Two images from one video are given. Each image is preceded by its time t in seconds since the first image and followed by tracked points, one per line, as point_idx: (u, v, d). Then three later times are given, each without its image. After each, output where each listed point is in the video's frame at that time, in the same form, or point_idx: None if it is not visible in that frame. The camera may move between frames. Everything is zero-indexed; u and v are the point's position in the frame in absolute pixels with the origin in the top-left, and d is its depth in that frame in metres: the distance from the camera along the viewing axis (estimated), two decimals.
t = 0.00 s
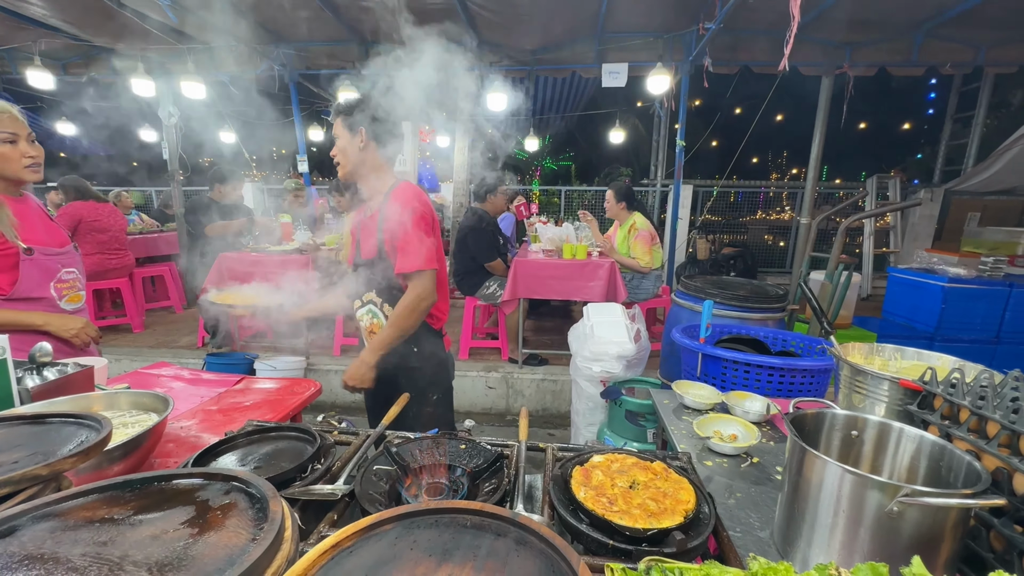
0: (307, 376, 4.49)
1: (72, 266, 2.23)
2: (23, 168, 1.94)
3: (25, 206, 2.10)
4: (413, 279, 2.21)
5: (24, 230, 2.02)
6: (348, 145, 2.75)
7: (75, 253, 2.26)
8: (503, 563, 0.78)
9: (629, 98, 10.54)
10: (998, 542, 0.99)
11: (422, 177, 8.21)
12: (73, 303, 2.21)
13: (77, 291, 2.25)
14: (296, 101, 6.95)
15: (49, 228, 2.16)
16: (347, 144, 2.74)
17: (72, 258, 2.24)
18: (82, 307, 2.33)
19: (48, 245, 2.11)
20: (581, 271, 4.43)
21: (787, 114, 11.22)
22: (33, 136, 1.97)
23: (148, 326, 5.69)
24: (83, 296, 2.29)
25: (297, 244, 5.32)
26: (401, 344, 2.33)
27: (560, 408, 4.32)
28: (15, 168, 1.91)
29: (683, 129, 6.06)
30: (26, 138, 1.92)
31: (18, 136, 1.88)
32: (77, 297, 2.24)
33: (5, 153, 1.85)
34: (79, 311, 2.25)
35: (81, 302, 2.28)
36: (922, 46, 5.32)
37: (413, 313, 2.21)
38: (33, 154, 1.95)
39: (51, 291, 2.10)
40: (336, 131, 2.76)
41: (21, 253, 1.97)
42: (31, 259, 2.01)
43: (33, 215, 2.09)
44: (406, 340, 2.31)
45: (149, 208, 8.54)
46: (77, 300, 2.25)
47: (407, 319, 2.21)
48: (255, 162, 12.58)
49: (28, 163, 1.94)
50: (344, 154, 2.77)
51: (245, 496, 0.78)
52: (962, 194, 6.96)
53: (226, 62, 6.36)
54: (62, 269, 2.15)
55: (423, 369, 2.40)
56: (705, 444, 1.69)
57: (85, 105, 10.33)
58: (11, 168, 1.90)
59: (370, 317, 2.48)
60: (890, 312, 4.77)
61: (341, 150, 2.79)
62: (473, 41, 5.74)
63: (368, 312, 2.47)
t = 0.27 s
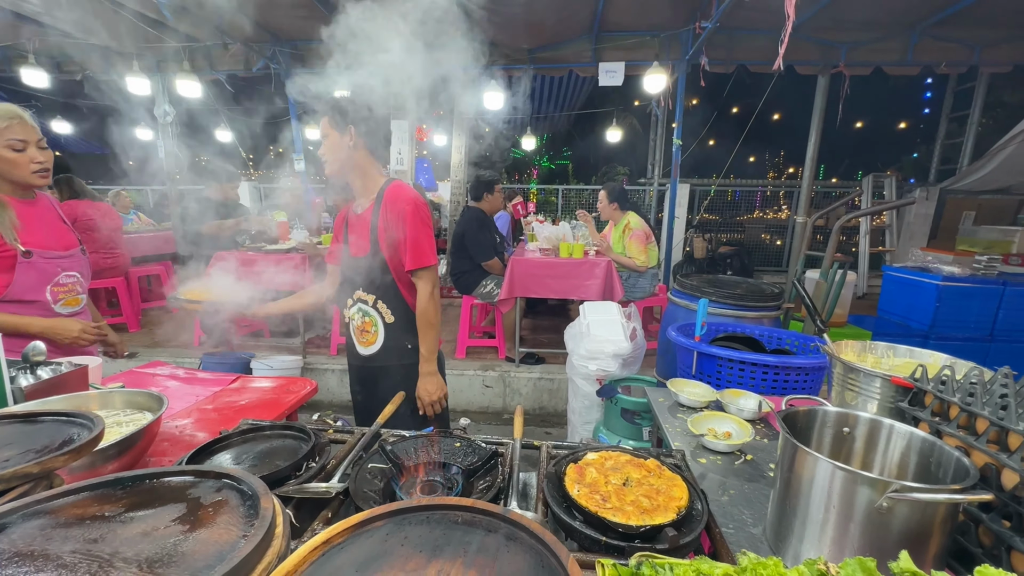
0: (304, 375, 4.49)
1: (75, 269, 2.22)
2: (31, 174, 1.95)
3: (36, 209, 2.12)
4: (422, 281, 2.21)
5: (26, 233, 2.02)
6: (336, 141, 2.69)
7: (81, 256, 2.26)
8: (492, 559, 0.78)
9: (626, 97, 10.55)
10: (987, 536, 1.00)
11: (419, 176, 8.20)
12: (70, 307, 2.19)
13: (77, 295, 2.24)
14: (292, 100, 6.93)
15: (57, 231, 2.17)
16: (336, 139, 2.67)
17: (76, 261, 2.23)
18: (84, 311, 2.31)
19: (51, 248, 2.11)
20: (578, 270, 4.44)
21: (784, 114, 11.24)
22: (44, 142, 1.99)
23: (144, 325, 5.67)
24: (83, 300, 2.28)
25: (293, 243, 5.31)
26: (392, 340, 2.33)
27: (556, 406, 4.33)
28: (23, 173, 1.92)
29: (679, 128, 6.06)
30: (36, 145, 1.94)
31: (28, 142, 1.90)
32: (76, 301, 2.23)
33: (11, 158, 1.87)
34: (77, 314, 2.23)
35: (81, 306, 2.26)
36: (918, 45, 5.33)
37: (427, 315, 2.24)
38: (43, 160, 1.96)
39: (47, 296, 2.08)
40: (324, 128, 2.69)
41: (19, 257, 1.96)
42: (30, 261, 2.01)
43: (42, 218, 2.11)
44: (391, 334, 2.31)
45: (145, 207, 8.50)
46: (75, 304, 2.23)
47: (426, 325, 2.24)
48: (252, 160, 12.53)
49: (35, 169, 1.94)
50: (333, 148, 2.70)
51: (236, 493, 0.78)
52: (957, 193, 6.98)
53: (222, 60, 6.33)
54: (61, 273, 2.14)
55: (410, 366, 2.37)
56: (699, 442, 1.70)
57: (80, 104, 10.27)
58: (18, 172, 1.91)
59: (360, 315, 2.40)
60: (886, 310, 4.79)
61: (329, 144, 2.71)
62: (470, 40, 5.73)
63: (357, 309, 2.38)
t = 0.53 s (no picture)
0: (299, 374, 4.48)
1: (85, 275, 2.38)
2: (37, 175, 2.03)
3: (54, 217, 2.28)
4: (419, 276, 2.22)
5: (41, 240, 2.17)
6: (327, 139, 2.54)
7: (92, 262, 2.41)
8: (481, 556, 0.78)
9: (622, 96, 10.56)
10: (975, 530, 1.01)
11: (415, 174, 8.18)
12: (75, 310, 2.37)
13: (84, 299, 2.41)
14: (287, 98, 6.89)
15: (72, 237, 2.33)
16: (327, 137, 2.53)
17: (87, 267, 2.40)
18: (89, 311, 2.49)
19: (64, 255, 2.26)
20: (573, 268, 4.44)
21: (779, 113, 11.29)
22: (50, 145, 2.06)
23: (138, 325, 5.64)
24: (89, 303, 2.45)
25: (288, 242, 5.29)
26: (386, 338, 2.33)
27: (552, 404, 4.34)
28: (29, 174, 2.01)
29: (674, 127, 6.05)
30: (42, 147, 2.01)
31: (35, 146, 1.98)
32: (81, 304, 2.39)
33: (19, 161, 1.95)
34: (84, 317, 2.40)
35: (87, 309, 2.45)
36: (910, 45, 5.37)
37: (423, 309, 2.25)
38: (50, 162, 2.05)
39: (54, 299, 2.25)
40: (313, 126, 2.54)
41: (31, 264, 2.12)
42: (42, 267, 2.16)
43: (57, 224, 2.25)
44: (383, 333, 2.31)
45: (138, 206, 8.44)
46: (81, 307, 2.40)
47: (419, 317, 2.25)
48: (247, 159, 12.46)
49: (42, 171, 2.03)
50: (325, 147, 2.54)
51: (223, 492, 0.78)
52: (949, 192, 7.02)
53: (216, 58, 6.29)
54: (71, 279, 2.30)
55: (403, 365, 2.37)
56: (692, 439, 1.70)
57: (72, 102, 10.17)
58: (26, 175, 2.00)
59: (354, 313, 2.37)
60: (879, 308, 4.83)
61: (319, 143, 2.56)
62: (465, 38, 5.72)
63: (351, 306, 2.34)
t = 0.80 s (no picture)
0: (293, 373, 4.46)
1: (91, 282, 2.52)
2: (67, 181, 2.17)
3: (76, 222, 2.46)
4: (419, 271, 2.21)
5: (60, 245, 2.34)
6: (319, 142, 2.21)
7: (102, 267, 2.58)
8: (478, 555, 0.77)
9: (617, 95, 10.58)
10: (967, 526, 1.02)
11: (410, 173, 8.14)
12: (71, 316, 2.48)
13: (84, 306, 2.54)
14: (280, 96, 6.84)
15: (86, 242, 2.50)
16: (321, 140, 2.20)
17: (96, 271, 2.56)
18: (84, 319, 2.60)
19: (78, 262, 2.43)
20: (569, 267, 4.44)
21: (773, 112, 11.33)
22: (85, 152, 2.21)
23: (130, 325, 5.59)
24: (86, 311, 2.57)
25: (283, 241, 5.26)
26: (381, 337, 2.32)
27: (548, 403, 4.34)
28: (60, 180, 2.15)
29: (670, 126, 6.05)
30: (77, 155, 2.15)
31: (68, 153, 2.12)
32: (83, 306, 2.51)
33: (52, 166, 2.09)
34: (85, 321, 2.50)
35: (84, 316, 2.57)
36: (903, 45, 5.40)
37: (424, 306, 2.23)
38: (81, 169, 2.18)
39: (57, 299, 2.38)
40: (302, 125, 2.18)
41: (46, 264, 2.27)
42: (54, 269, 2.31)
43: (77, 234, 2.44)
44: (385, 330, 2.27)
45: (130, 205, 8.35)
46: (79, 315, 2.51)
47: (420, 314, 2.24)
48: (240, 158, 12.35)
49: (71, 177, 2.17)
50: (320, 151, 2.22)
51: (217, 493, 0.77)
52: (941, 191, 7.07)
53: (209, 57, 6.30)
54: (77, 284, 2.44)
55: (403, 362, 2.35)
56: (688, 437, 1.71)
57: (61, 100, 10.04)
58: (55, 179, 2.14)
59: (354, 311, 2.32)
60: (872, 306, 4.86)
61: (310, 145, 2.22)
62: (460, 36, 5.70)
63: (350, 305, 2.30)
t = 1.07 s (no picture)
0: (289, 373, 4.44)
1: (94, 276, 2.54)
2: (60, 175, 2.20)
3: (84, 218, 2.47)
4: (428, 268, 2.18)
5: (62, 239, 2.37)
6: (317, 142, 2.16)
7: (106, 262, 2.60)
8: (477, 555, 0.77)
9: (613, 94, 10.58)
10: (963, 521, 1.03)
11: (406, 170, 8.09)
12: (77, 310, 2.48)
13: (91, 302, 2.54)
14: (274, 93, 6.79)
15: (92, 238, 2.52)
16: (320, 139, 2.14)
17: (99, 267, 2.56)
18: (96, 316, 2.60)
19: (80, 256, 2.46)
20: (565, 266, 4.45)
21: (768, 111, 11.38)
22: (81, 147, 2.24)
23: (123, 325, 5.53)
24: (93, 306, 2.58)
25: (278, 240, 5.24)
26: (378, 336, 2.31)
27: (544, 402, 4.34)
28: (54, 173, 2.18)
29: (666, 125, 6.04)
30: (70, 148, 2.19)
31: (61, 146, 2.14)
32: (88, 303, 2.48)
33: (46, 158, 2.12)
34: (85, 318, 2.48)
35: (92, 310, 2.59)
36: (897, 45, 5.43)
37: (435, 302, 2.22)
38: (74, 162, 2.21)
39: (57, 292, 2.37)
40: (299, 124, 2.13)
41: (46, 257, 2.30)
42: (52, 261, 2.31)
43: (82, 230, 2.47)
44: (397, 328, 2.25)
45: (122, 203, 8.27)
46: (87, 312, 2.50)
47: (431, 310, 2.22)
48: (234, 156, 12.26)
49: (65, 171, 2.20)
50: (320, 152, 2.16)
51: (213, 493, 0.76)
52: (934, 189, 7.11)
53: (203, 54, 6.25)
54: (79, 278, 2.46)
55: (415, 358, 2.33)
56: (685, 435, 1.71)
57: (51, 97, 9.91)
58: (48, 171, 2.17)
59: (364, 310, 2.29)
60: (866, 304, 4.90)
61: (309, 145, 2.16)
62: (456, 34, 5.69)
63: (361, 305, 2.27)
